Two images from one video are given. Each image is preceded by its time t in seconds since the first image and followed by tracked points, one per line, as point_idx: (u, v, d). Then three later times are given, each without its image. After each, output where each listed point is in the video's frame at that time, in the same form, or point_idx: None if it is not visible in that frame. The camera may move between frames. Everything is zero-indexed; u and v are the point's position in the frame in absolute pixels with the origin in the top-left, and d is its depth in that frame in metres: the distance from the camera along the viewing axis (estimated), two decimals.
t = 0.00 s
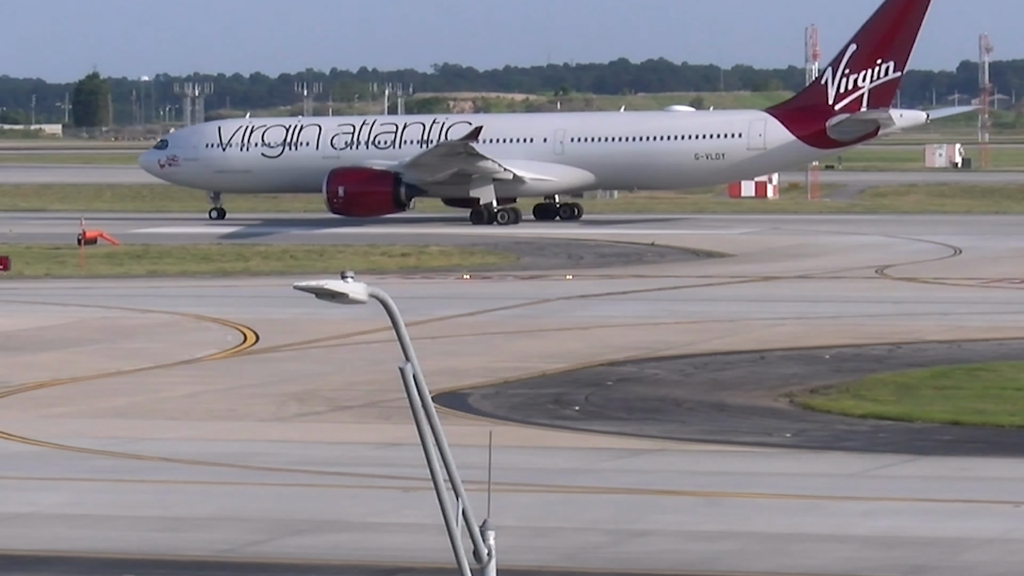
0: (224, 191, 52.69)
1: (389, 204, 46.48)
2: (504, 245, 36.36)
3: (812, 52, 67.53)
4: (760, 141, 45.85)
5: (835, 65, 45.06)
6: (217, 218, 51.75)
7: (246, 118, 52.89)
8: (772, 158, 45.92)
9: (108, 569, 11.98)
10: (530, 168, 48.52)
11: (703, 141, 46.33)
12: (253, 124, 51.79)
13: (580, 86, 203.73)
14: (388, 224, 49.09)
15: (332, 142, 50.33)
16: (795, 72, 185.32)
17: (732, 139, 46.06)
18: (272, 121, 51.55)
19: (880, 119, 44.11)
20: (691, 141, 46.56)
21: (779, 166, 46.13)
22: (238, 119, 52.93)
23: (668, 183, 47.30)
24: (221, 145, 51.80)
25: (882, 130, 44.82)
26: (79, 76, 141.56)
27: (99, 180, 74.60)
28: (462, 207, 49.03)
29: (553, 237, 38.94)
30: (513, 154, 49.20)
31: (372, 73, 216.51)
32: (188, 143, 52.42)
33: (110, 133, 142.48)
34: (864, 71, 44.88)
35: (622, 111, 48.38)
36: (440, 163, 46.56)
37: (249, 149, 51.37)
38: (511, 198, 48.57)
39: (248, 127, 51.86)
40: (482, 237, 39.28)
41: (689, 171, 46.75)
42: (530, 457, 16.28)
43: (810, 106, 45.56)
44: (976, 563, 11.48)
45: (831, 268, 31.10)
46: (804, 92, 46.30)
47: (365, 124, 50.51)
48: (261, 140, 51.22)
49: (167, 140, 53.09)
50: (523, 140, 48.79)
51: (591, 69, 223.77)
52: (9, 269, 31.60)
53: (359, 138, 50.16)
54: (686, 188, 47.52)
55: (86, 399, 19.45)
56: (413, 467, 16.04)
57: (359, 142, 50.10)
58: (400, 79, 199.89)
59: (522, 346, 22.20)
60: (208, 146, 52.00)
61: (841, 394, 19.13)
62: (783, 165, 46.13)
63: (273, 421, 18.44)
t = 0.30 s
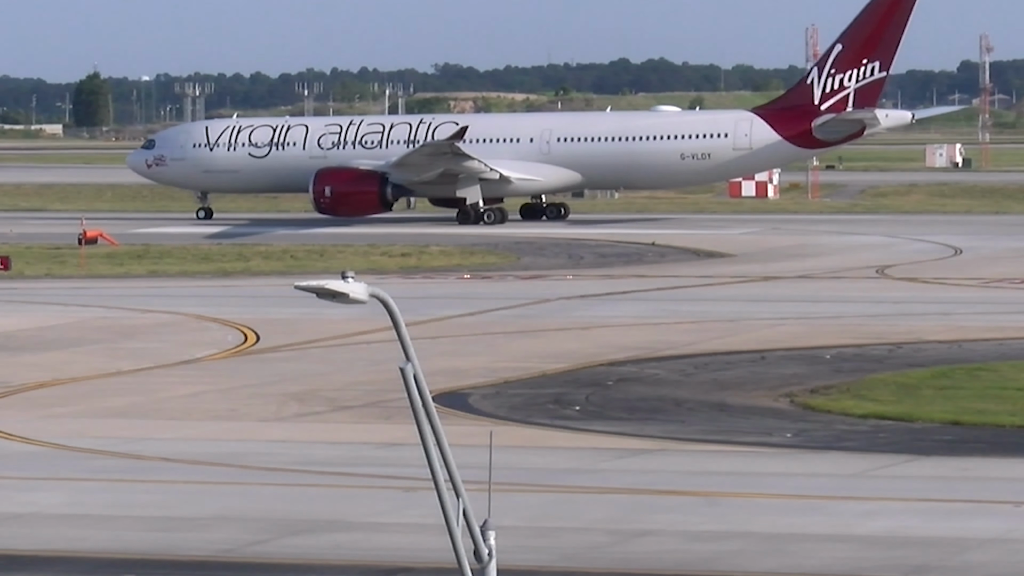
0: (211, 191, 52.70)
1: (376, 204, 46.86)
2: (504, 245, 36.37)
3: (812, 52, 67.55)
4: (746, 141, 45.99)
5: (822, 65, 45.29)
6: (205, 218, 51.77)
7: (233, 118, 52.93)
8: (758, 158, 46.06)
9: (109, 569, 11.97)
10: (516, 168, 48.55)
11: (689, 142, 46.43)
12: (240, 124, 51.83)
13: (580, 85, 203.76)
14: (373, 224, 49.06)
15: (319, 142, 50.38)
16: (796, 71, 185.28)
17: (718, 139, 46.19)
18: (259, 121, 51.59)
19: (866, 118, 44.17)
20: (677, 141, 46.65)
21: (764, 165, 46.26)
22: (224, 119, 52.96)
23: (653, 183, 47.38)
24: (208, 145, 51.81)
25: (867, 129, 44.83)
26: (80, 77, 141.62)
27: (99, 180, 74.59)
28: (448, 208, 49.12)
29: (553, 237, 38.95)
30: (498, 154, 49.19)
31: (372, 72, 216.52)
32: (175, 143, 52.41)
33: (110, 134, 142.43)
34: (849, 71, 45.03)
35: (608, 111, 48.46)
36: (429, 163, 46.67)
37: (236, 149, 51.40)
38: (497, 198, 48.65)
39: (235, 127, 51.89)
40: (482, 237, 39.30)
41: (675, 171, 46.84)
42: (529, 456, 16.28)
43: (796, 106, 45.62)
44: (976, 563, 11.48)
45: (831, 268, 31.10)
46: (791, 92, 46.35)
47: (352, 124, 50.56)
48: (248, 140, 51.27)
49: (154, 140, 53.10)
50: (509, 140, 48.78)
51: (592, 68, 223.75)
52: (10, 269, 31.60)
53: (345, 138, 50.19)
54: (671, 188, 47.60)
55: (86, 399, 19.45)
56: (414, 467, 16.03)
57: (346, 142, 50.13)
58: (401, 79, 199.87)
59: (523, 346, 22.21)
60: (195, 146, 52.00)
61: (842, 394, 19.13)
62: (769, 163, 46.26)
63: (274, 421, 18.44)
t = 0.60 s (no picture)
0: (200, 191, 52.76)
1: (364, 204, 46.87)
2: (506, 246, 36.38)
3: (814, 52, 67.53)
4: (733, 141, 46.02)
5: (809, 65, 45.36)
6: (194, 218, 51.86)
7: (222, 119, 53.03)
8: (745, 158, 46.10)
9: (110, 569, 11.98)
10: (504, 168, 48.62)
11: (676, 142, 46.50)
12: (229, 124, 51.94)
13: (581, 85, 203.80)
14: (361, 224, 49.13)
15: (307, 142, 50.45)
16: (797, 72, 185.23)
17: (705, 139, 46.25)
18: (248, 121, 51.70)
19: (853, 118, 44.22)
20: (664, 141, 46.72)
21: (752, 165, 46.37)
22: (212, 120, 53.06)
23: (641, 183, 47.45)
24: (196, 145, 51.89)
25: (855, 130, 44.96)
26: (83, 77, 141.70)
27: (101, 180, 74.60)
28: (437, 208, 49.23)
29: (555, 237, 38.98)
30: (485, 154, 49.24)
31: (373, 72, 216.55)
32: (164, 143, 52.48)
33: (112, 134, 142.45)
34: (837, 71, 45.07)
35: (595, 111, 48.51)
36: (415, 163, 46.77)
37: (224, 149, 51.50)
38: (486, 198, 48.74)
39: (224, 127, 52.00)
40: (484, 237, 39.32)
41: (663, 172, 46.89)
42: (531, 457, 16.28)
43: (783, 107, 45.70)
44: (977, 564, 11.48)
45: (833, 268, 31.11)
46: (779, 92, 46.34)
47: (341, 124, 50.64)
48: (236, 140, 51.39)
49: (143, 140, 53.17)
50: (496, 140, 48.84)
51: (593, 68, 223.79)
52: (12, 269, 31.62)
53: (334, 138, 50.26)
54: (659, 188, 47.66)
55: (87, 399, 19.45)
56: (415, 467, 16.04)
57: (334, 142, 50.20)
58: (402, 79, 199.90)
59: (525, 346, 22.20)
60: (184, 145, 52.08)
61: (843, 394, 19.14)
62: (757, 163, 46.37)
63: (275, 421, 18.45)
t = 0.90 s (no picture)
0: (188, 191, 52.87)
1: (349, 204, 47.23)
2: (507, 245, 36.40)
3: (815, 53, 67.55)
4: (719, 141, 46.37)
5: (794, 66, 45.51)
6: (180, 219, 51.93)
7: (208, 119, 53.15)
8: (731, 158, 46.46)
9: (111, 569, 11.97)
10: (491, 167, 49.01)
11: (662, 142, 46.83)
12: (216, 124, 52.07)
13: (582, 84, 203.77)
14: (350, 224, 49.26)
15: (294, 142, 50.63)
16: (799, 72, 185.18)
17: (691, 139, 46.60)
18: (235, 121, 51.83)
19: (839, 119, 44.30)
20: (650, 141, 47.06)
21: (737, 165, 46.69)
22: (199, 119, 53.17)
23: (626, 183, 47.79)
24: (183, 145, 52.02)
25: (839, 130, 44.94)
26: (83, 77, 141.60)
27: (103, 180, 74.63)
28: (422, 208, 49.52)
29: (555, 237, 39.00)
30: (471, 154, 49.68)
31: (374, 73, 216.51)
32: (152, 143, 52.59)
33: (113, 134, 142.49)
34: (822, 72, 45.29)
35: (581, 111, 48.89)
36: (401, 163, 46.97)
37: (211, 149, 51.63)
38: (472, 198, 49.03)
39: (211, 127, 52.13)
40: (484, 237, 39.33)
41: (649, 172, 47.22)
42: (531, 457, 16.28)
43: (768, 106, 46.04)
44: (978, 564, 11.47)
45: (834, 268, 31.10)
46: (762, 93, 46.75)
47: (327, 124, 50.80)
48: (223, 140, 51.51)
49: (131, 140, 53.25)
50: (482, 140, 49.25)
51: (594, 67, 223.69)
52: (12, 269, 31.61)
53: (320, 138, 50.42)
54: (644, 188, 47.99)
55: (88, 399, 19.45)
56: (415, 467, 16.04)
57: (321, 143, 50.37)
58: (404, 79, 199.87)
59: (526, 346, 22.18)
60: (171, 146, 52.20)
61: (844, 394, 19.14)
62: (742, 163, 46.69)
63: (276, 421, 18.45)
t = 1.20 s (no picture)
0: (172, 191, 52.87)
1: (333, 204, 47.34)
2: (507, 245, 36.41)
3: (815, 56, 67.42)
4: (702, 141, 46.54)
5: (777, 65, 45.62)
6: (164, 219, 51.97)
7: (193, 119, 53.22)
8: (713, 157, 46.63)
9: (112, 569, 11.98)
10: (475, 168, 49.10)
11: (645, 142, 46.99)
12: (200, 125, 52.12)
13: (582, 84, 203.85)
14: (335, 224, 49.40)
15: (278, 142, 50.69)
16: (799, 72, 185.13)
17: (674, 139, 46.76)
18: (219, 122, 51.89)
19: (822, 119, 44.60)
20: (633, 141, 47.23)
21: (719, 165, 46.84)
22: (183, 120, 53.22)
23: (609, 183, 47.95)
24: (167, 146, 52.04)
25: (822, 130, 45.22)
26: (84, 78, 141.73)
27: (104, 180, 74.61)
28: (406, 208, 49.70)
29: (555, 237, 39.02)
30: (456, 154, 49.78)
31: (373, 72, 216.61)
32: (136, 143, 52.64)
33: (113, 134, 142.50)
34: (804, 72, 45.39)
35: (564, 111, 49.05)
36: (385, 163, 47.13)
37: (195, 149, 51.66)
38: (455, 198, 49.14)
39: (195, 127, 52.18)
40: (484, 237, 39.36)
41: (632, 172, 47.38)
42: (531, 457, 16.28)
43: (750, 107, 46.19)
44: (978, 564, 11.48)
45: (834, 268, 31.12)
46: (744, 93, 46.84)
47: (311, 124, 50.90)
48: (207, 140, 51.54)
49: (115, 140, 53.33)
50: (467, 140, 49.36)
51: (594, 67, 223.77)
52: (13, 270, 31.61)
53: (304, 138, 50.54)
54: (627, 188, 48.15)
55: (88, 400, 19.46)
56: (415, 467, 16.04)
57: (305, 143, 50.48)
58: (404, 79, 199.81)
59: (527, 346, 22.19)
60: (155, 146, 52.22)
61: (845, 394, 19.14)
62: (725, 163, 46.84)
63: (276, 421, 18.46)
